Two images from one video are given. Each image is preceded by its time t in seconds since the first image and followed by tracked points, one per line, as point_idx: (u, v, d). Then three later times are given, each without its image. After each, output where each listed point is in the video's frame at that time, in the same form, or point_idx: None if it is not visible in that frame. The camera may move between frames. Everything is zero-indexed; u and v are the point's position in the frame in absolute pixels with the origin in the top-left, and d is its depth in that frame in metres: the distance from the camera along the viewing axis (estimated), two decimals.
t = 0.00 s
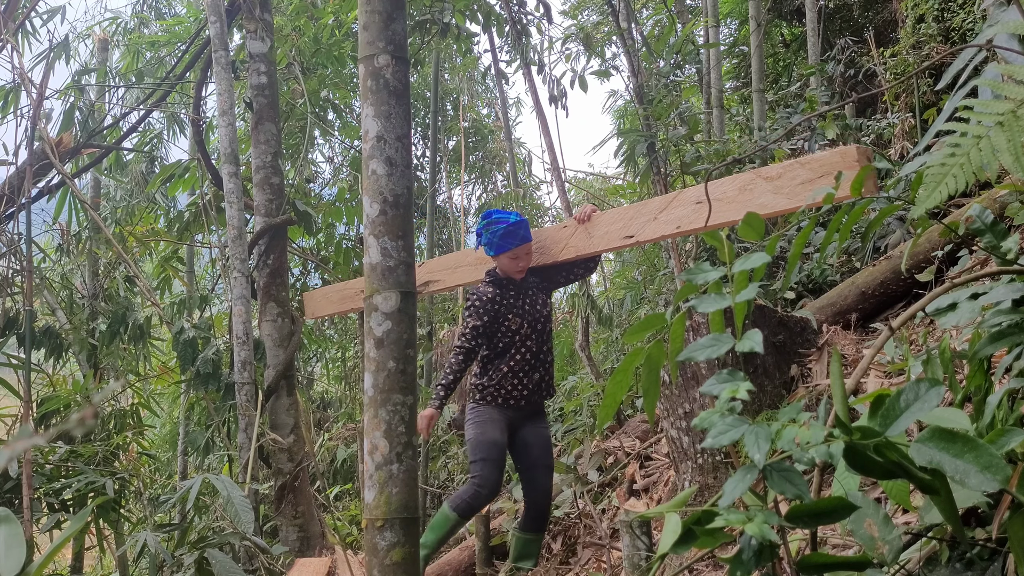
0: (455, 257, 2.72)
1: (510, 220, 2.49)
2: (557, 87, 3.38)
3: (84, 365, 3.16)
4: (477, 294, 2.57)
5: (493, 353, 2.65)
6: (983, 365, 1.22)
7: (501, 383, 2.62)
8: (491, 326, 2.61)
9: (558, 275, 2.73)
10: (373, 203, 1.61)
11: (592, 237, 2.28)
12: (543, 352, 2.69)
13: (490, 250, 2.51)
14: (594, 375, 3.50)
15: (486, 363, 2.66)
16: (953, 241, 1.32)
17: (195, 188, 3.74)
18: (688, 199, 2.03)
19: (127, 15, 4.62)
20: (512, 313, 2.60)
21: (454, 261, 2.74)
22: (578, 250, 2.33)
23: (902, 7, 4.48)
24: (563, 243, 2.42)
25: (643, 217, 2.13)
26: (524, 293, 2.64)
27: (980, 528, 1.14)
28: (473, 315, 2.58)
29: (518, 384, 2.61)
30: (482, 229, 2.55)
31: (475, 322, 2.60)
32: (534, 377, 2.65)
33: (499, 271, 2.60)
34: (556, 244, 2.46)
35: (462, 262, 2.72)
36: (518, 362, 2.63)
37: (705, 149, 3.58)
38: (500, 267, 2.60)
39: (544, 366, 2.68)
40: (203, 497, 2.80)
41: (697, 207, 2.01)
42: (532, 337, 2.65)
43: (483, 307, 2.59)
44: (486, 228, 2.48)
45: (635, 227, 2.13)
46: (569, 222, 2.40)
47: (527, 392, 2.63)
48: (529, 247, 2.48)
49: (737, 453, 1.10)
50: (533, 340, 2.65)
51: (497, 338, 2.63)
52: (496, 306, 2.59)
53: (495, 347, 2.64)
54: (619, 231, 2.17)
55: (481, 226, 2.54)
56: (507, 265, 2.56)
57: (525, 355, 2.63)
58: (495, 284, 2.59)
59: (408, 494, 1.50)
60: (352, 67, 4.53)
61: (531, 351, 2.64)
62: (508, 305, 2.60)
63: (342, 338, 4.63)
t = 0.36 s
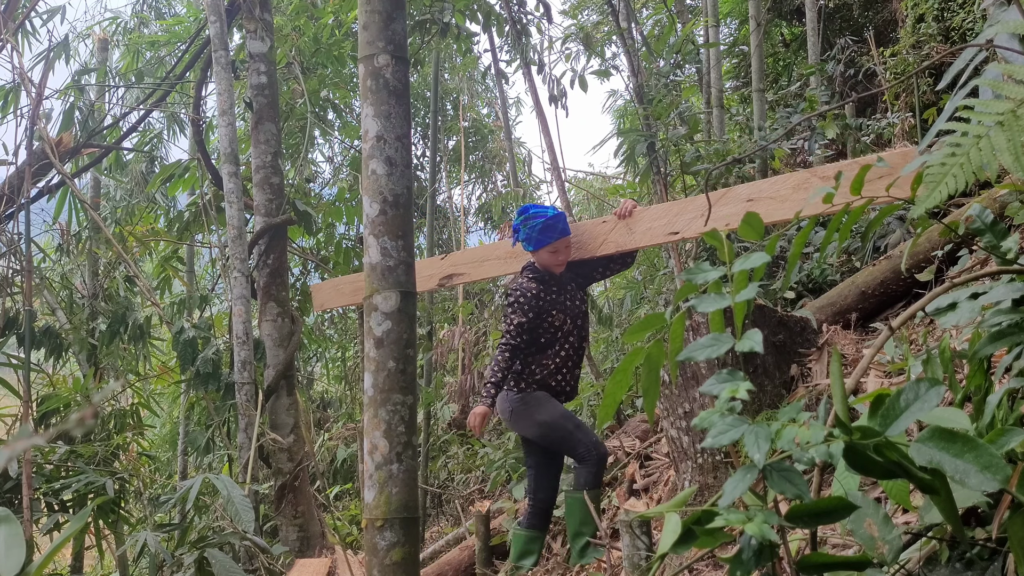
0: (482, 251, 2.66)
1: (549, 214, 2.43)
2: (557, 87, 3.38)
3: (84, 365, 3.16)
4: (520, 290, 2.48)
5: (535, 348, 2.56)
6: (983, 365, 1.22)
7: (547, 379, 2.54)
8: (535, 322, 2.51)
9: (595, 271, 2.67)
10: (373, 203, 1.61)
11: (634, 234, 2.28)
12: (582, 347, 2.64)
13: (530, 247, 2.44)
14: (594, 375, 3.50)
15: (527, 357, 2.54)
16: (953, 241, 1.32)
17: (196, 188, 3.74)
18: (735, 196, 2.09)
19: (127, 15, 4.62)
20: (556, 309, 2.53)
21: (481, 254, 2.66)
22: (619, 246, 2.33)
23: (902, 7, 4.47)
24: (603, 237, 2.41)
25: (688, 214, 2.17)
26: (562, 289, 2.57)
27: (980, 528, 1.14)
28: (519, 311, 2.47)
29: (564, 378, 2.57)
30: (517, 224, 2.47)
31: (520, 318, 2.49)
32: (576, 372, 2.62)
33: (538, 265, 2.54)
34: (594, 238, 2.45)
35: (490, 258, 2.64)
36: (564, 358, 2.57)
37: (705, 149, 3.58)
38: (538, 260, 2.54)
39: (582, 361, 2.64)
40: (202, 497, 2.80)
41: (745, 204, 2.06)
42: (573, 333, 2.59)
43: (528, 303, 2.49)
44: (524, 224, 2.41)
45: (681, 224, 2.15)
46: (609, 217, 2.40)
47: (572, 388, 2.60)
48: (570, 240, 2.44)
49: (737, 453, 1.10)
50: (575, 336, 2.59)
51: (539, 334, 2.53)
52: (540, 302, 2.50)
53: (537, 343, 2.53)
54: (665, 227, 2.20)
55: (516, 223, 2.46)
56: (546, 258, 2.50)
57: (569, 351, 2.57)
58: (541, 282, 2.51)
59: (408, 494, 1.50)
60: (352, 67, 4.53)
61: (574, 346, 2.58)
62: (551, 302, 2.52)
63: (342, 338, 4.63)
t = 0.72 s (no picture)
0: (507, 230, 2.55)
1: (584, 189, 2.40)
2: (557, 87, 3.38)
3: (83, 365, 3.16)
4: (561, 267, 2.41)
5: (574, 328, 2.50)
6: (983, 365, 1.22)
7: (589, 358, 2.50)
8: (578, 300, 2.46)
9: (630, 252, 2.61)
10: (373, 203, 1.61)
11: (675, 216, 2.21)
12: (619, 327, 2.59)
13: (569, 225, 2.39)
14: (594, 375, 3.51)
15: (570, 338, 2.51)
16: (953, 241, 1.32)
17: (196, 188, 3.74)
18: (786, 180, 2.00)
19: (127, 15, 4.62)
20: (597, 287, 2.48)
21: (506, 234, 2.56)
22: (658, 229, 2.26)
23: (902, 7, 4.47)
24: (640, 219, 2.34)
25: (735, 196, 2.08)
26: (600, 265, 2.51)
27: (980, 528, 1.14)
28: (562, 287, 2.40)
29: (604, 358, 2.52)
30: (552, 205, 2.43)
31: (563, 295, 2.42)
32: (615, 353, 2.57)
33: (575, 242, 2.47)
34: (631, 222, 2.38)
35: (515, 238, 2.52)
36: (605, 338, 2.52)
37: (705, 149, 3.57)
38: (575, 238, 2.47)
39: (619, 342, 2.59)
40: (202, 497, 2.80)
41: (797, 187, 1.96)
42: (612, 313, 2.53)
43: (569, 279, 2.43)
44: (561, 201, 2.37)
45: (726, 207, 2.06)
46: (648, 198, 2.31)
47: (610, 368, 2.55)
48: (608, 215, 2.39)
49: (736, 453, 1.10)
50: (613, 316, 2.53)
51: (581, 312, 2.48)
52: (582, 279, 2.44)
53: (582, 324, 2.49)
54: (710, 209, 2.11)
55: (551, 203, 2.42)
56: (584, 234, 2.43)
57: (611, 329, 2.53)
58: (580, 257, 2.45)
59: (407, 494, 1.50)
60: (352, 68, 4.53)
61: (614, 325, 2.54)
62: (592, 279, 2.46)
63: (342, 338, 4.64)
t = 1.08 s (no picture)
0: (520, 222, 2.38)
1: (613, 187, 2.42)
2: (557, 87, 3.38)
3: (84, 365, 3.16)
4: (585, 262, 2.45)
5: (596, 324, 2.53)
6: (983, 365, 1.22)
7: (607, 355, 2.52)
8: (600, 296, 2.49)
9: (649, 250, 2.63)
10: (373, 203, 1.61)
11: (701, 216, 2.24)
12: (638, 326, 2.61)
13: (595, 219, 2.40)
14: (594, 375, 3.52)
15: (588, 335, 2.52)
16: (953, 242, 1.32)
17: (196, 188, 3.74)
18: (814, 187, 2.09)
19: (127, 15, 4.62)
20: (619, 283, 2.50)
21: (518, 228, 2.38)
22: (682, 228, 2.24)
23: (902, 7, 4.47)
24: (663, 219, 2.33)
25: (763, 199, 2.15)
26: (620, 260, 2.53)
27: (981, 528, 1.14)
28: (586, 282, 2.45)
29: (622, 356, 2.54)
30: (579, 198, 2.43)
31: (586, 290, 2.46)
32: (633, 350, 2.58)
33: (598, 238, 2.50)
34: (653, 220, 2.35)
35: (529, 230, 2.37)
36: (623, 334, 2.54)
37: (705, 149, 3.57)
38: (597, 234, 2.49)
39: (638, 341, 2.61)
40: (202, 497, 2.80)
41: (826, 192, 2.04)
42: (632, 310, 2.56)
43: (593, 275, 2.46)
44: (591, 195, 2.38)
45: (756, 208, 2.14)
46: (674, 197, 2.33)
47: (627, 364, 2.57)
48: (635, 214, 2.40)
49: (736, 453, 1.10)
50: (633, 312, 2.56)
51: (603, 308, 2.51)
52: (605, 275, 2.47)
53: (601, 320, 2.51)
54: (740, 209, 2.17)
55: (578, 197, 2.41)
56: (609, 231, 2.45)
57: (629, 325, 2.55)
58: (602, 252, 2.48)
59: (408, 494, 1.50)
60: (352, 68, 4.53)
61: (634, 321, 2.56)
62: (614, 275, 2.50)
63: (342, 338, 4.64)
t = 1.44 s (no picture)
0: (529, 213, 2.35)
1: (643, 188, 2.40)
2: (557, 87, 3.39)
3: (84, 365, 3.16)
4: (605, 260, 2.50)
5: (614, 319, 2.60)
6: (983, 365, 1.22)
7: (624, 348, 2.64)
8: (619, 293, 2.56)
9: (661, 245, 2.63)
10: (373, 202, 1.61)
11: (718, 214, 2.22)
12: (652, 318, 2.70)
13: (618, 213, 2.36)
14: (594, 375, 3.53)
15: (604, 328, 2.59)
16: (953, 242, 1.32)
17: (196, 188, 3.74)
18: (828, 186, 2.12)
19: (127, 14, 4.62)
20: (636, 279, 2.57)
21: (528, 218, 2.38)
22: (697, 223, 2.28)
23: (902, 7, 4.47)
24: (678, 215, 2.32)
25: (778, 198, 2.17)
26: (636, 257, 2.59)
27: (981, 528, 1.14)
28: (606, 280, 2.51)
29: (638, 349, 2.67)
30: (608, 189, 2.38)
31: (605, 287, 2.53)
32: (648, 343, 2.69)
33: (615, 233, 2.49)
34: (670, 216, 2.34)
35: (539, 223, 2.33)
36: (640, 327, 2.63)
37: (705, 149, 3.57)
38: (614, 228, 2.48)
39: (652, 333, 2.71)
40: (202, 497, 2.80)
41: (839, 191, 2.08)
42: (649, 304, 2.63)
43: (613, 271, 2.52)
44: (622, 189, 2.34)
45: (772, 205, 2.12)
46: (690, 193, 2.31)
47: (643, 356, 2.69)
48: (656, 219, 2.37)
49: (736, 453, 1.10)
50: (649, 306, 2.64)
51: (620, 304, 2.59)
52: (624, 271, 2.54)
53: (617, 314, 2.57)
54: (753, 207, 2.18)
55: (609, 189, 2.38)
56: (627, 229, 2.46)
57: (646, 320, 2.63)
58: (621, 250, 2.53)
59: (408, 494, 1.50)
60: (352, 67, 4.53)
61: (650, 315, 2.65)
62: (632, 270, 2.56)
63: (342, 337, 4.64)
